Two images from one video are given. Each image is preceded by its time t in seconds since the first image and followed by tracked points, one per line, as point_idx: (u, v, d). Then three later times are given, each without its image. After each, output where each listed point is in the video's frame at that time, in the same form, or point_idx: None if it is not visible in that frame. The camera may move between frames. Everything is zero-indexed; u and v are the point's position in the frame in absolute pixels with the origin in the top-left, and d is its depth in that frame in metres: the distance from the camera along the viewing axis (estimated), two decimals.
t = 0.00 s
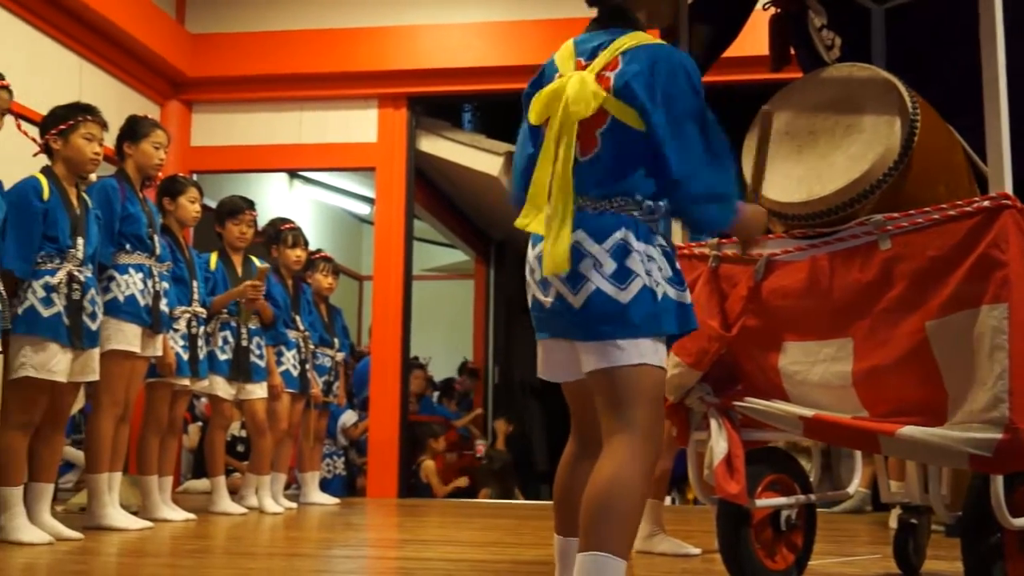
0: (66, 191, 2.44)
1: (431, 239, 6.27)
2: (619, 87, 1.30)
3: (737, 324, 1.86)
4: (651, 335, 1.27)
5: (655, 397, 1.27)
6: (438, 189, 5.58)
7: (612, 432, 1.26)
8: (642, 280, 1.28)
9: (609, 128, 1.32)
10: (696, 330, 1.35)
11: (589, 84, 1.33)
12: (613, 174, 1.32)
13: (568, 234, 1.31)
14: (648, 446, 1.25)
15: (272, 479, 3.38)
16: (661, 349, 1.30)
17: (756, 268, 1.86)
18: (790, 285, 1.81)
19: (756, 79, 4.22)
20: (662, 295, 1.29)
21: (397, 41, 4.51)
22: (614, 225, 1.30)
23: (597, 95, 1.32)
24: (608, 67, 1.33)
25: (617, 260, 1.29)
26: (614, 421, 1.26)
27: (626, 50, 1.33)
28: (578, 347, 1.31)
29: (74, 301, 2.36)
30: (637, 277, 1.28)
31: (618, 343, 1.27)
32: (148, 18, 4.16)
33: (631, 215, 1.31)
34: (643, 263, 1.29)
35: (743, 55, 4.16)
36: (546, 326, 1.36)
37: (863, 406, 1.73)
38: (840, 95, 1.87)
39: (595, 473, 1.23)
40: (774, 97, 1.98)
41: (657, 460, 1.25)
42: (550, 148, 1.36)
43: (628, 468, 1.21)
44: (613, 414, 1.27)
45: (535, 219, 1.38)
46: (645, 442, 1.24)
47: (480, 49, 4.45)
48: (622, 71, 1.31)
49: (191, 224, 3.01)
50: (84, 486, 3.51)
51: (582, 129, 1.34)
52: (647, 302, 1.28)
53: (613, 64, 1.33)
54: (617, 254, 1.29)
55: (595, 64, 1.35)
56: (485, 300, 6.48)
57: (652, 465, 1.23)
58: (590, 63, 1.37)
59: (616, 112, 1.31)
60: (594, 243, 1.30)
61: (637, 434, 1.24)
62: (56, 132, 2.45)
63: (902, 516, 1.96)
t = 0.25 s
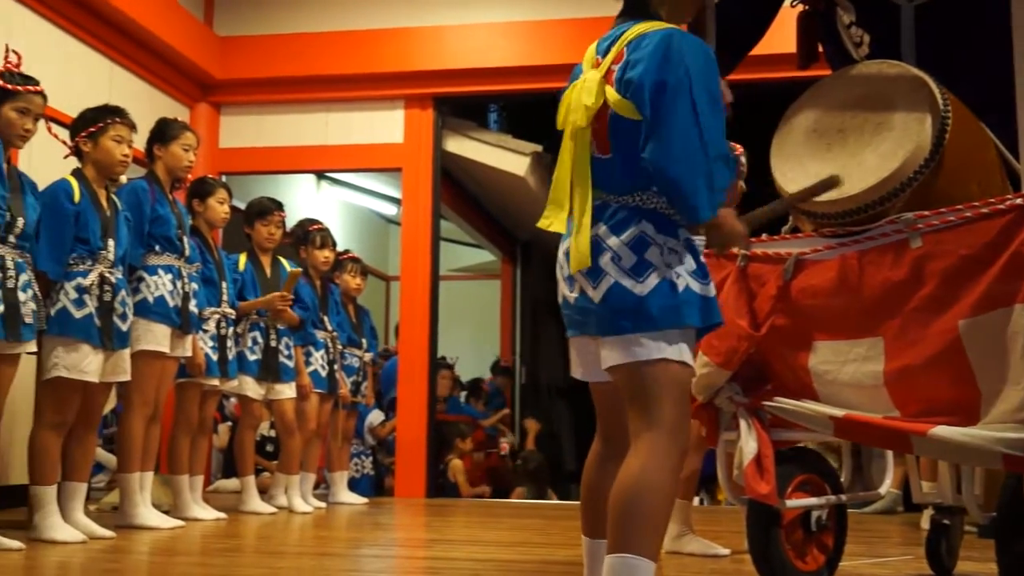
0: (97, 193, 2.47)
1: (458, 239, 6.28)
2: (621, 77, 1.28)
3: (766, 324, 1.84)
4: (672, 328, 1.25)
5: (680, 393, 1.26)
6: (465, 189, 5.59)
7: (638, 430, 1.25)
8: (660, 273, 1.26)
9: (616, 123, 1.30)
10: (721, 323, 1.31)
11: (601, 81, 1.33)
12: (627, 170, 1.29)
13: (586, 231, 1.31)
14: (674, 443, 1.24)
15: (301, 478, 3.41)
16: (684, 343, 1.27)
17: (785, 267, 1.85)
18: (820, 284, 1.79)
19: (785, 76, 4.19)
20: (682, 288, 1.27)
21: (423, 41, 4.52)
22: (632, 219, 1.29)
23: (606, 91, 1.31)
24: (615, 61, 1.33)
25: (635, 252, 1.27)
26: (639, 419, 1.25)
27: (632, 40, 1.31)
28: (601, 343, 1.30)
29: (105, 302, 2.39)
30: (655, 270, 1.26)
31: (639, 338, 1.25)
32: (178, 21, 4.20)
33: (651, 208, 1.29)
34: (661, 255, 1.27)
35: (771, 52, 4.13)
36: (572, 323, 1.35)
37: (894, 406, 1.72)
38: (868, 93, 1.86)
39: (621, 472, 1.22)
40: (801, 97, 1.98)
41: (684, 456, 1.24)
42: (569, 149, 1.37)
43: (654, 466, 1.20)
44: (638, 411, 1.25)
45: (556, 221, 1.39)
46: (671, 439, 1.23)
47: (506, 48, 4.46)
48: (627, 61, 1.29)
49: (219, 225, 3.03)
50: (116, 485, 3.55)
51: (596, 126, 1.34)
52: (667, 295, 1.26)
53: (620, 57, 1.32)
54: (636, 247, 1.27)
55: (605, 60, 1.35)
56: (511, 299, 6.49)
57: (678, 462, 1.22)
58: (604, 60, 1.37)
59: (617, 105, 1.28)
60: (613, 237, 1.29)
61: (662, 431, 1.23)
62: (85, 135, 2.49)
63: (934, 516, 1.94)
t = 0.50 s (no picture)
0: (128, 195, 2.49)
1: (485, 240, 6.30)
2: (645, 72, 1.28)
3: (796, 323, 1.83)
4: (710, 319, 1.24)
5: (711, 392, 1.25)
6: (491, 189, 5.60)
7: (667, 427, 1.24)
8: (698, 263, 1.25)
9: (646, 116, 1.30)
10: (762, 313, 1.29)
11: (628, 76, 1.33)
12: (660, 162, 1.29)
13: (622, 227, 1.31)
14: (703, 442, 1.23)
15: (329, 478, 3.42)
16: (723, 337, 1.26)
17: (816, 265, 1.83)
18: (851, 282, 1.78)
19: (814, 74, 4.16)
20: (720, 277, 1.25)
21: (449, 41, 4.53)
22: (667, 211, 1.28)
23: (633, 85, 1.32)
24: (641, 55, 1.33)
25: (672, 244, 1.26)
26: (669, 416, 1.24)
27: (656, 32, 1.31)
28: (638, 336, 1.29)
29: (136, 303, 2.42)
30: (691, 260, 1.25)
31: (678, 330, 1.24)
32: (207, 24, 4.23)
33: (688, 199, 1.28)
34: (698, 245, 1.26)
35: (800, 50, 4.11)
36: (614, 318, 1.36)
37: (926, 405, 1.71)
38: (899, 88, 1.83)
39: (649, 470, 1.21)
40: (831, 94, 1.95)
41: (712, 456, 1.23)
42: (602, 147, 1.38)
43: (683, 464, 1.20)
44: (668, 409, 1.25)
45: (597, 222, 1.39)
46: (700, 438, 1.22)
47: (532, 48, 4.46)
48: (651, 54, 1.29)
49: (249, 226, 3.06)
50: (148, 485, 3.59)
51: (627, 122, 1.34)
52: (704, 285, 1.25)
53: (644, 50, 1.32)
54: (672, 239, 1.26)
55: (630, 55, 1.36)
56: (538, 300, 6.49)
57: (707, 461, 1.22)
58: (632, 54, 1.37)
59: (644, 100, 1.28)
60: (649, 229, 1.29)
61: (692, 429, 1.22)
62: (116, 137, 2.51)
63: (967, 517, 1.94)
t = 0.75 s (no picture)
0: (152, 196, 2.51)
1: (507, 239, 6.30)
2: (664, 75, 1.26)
3: (820, 321, 1.83)
4: (733, 323, 1.24)
5: (735, 393, 1.25)
6: (512, 188, 5.60)
7: (692, 426, 1.23)
8: (718, 266, 1.25)
9: (668, 119, 1.29)
10: (786, 315, 1.29)
11: (647, 79, 1.32)
12: (684, 165, 1.30)
13: (644, 229, 1.30)
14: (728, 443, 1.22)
15: (351, 478, 3.43)
16: (746, 339, 1.25)
17: (839, 264, 1.82)
18: (875, 281, 1.77)
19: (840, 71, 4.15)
20: (741, 281, 1.25)
21: (471, 40, 4.53)
22: (689, 214, 1.28)
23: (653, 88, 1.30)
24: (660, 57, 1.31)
25: (694, 247, 1.26)
26: (693, 415, 1.23)
27: (672, 33, 1.29)
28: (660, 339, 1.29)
29: (159, 303, 2.43)
30: (713, 263, 1.25)
31: (699, 333, 1.23)
32: (229, 25, 4.26)
33: (711, 201, 1.28)
34: (720, 248, 1.25)
35: (824, 47, 4.09)
36: (636, 320, 1.35)
37: (951, 404, 1.69)
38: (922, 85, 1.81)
39: (675, 469, 1.21)
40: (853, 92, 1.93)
41: (738, 457, 1.23)
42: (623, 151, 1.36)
43: (708, 464, 1.19)
44: (692, 408, 1.24)
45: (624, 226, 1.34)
46: (725, 438, 1.21)
47: (553, 47, 4.46)
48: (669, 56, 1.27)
49: (271, 226, 3.07)
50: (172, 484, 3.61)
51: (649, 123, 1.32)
52: (726, 288, 1.24)
53: (662, 51, 1.30)
54: (695, 242, 1.26)
55: (650, 57, 1.34)
56: (560, 300, 6.48)
57: (732, 462, 1.21)
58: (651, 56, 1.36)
59: (667, 102, 1.26)
60: (671, 233, 1.28)
61: (717, 429, 1.22)
62: (141, 138, 2.53)
63: (993, 517, 1.91)
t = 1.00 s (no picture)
0: (177, 194, 2.52)
1: (529, 236, 6.31)
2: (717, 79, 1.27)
3: (845, 319, 1.81)
4: (784, 333, 1.25)
5: (779, 404, 1.25)
6: (534, 185, 5.59)
7: (735, 436, 1.23)
8: (771, 276, 1.26)
9: (718, 123, 1.29)
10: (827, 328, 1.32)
11: (690, 83, 1.31)
12: (735, 168, 1.29)
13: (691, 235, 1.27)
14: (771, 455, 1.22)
15: (375, 474, 3.45)
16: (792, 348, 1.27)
17: (865, 261, 1.81)
18: (901, 277, 1.76)
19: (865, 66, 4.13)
20: (792, 291, 1.27)
21: (494, 37, 4.53)
22: (741, 221, 1.27)
23: (699, 91, 1.30)
24: (703, 63, 1.32)
25: (746, 256, 1.26)
26: (738, 424, 1.23)
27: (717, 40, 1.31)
28: (704, 346, 1.29)
29: (183, 301, 2.45)
30: (766, 273, 1.26)
31: (748, 342, 1.24)
32: (253, 24, 4.28)
33: (757, 209, 1.29)
34: (772, 259, 1.26)
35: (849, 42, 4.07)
36: (670, 325, 1.33)
37: (979, 402, 1.69)
38: (949, 80, 1.78)
39: (717, 477, 1.20)
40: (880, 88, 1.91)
41: (778, 470, 1.23)
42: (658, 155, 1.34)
43: (750, 474, 1.19)
44: (737, 417, 1.24)
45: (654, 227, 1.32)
46: (769, 450, 1.21)
47: (576, 43, 4.45)
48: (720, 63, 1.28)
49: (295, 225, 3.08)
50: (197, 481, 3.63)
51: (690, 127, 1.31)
52: (779, 299, 1.25)
53: (706, 58, 1.32)
54: (747, 251, 1.26)
55: (690, 63, 1.34)
56: (583, 296, 6.49)
57: (772, 475, 1.21)
58: (687, 62, 1.35)
59: (721, 104, 1.28)
60: (721, 239, 1.27)
61: (760, 440, 1.21)
62: (166, 137, 2.55)
63: None
